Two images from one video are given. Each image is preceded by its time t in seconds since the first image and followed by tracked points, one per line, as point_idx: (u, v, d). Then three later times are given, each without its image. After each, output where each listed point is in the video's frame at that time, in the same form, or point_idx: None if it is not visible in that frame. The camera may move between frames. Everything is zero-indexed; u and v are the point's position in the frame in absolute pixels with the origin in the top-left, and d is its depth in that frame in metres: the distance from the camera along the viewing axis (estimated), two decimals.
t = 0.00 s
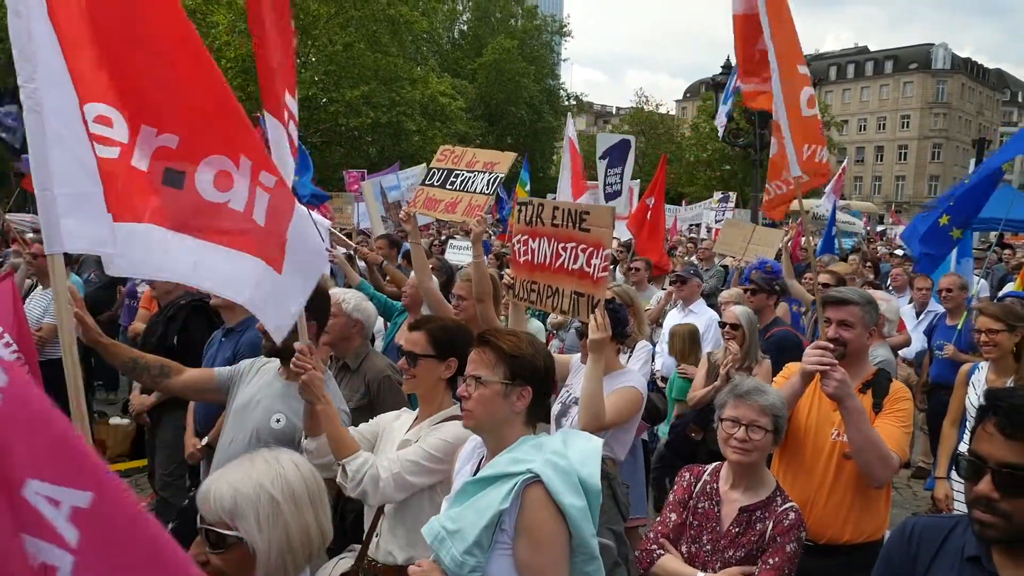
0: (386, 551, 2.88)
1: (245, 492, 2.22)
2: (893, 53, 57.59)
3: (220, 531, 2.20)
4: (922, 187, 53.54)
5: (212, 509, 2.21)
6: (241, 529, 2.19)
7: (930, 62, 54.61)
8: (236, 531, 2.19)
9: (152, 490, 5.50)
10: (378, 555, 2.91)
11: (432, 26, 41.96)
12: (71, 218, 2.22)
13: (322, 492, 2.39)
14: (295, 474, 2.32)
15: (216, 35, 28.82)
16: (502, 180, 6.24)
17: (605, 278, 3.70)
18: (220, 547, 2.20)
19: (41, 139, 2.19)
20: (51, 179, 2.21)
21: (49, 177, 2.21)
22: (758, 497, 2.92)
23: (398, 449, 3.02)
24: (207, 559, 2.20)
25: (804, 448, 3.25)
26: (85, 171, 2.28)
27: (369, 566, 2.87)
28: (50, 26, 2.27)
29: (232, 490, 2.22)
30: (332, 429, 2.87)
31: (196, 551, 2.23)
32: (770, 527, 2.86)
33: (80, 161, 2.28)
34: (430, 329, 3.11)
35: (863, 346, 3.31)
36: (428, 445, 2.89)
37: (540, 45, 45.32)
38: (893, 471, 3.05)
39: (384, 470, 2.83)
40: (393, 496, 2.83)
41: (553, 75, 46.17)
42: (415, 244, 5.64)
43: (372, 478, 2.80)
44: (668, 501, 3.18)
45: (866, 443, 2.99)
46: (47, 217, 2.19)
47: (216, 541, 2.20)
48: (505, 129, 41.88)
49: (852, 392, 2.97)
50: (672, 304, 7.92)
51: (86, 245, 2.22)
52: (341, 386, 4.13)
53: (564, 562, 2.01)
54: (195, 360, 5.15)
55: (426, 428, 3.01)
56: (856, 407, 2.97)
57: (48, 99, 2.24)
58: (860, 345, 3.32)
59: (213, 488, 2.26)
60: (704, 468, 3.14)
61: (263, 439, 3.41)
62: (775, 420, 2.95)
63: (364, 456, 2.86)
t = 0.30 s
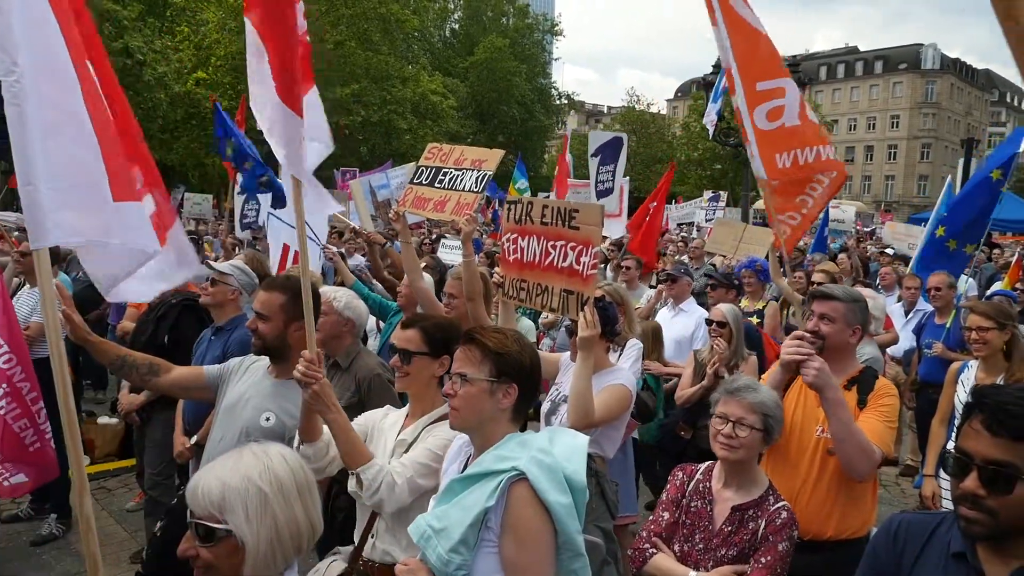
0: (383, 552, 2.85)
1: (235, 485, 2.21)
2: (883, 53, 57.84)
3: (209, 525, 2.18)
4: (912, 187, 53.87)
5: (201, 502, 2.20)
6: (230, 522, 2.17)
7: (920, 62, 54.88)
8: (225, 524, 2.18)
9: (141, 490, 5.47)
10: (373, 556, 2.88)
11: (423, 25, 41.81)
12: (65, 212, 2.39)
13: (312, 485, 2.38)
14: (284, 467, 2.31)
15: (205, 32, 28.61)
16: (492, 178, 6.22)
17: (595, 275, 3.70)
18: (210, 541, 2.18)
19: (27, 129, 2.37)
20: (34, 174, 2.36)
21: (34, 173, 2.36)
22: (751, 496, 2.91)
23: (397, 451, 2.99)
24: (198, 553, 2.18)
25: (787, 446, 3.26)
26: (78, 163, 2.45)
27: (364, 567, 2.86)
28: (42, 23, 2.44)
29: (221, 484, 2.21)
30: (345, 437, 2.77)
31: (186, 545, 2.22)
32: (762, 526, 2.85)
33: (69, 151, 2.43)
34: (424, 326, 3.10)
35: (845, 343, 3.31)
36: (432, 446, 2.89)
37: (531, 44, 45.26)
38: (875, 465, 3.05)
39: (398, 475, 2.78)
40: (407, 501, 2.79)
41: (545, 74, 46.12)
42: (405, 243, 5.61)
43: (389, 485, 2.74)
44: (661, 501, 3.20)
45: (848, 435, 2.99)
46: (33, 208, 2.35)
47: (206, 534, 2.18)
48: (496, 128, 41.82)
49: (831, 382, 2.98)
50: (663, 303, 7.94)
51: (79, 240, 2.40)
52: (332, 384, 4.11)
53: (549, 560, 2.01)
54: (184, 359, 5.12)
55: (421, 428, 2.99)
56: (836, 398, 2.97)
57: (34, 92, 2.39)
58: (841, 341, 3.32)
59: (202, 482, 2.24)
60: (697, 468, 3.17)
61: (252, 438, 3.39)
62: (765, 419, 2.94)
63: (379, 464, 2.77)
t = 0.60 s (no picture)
0: (376, 549, 2.86)
1: (228, 484, 2.21)
2: (874, 50, 58.06)
3: (202, 524, 2.18)
4: (902, 184, 54.16)
5: (195, 501, 2.20)
6: (223, 521, 2.17)
7: (910, 59, 55.13)
8: (218, 523, 2.18)
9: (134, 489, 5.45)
10: (367, 554, 2.88)
11: (415, 22, 41.76)
12: (77, 202, 2.34)
13: (308, 481, 2.38)
14: (277, 464, 2.31)
15: (196, 29, 28.50)
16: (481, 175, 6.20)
17: (587, 272, 3.72)
18: (204, 539, 2.18)
19: (43, 123, 2.28)
20: (47, 165, 2.29)
21: (47, 164, 2.29)
22: (746, 495, 2.92)
23: (388, 448, 2.99)
24: (193, 551, 2.19)
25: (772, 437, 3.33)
26: (89, 155, 2.39)
27: (357, 565, 2.87)
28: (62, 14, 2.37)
29: (214, 483, 2.21)
30: (338, 440, 2.77)
31: (183, 543, 2.22)
32: (758, 526, 2.86)
33: (84, 141, 2.38)
34: (417, 323, 3.11)
35: (830, 337, 3.36)
36: (423, 443, 2.89)
37: (523, 41, 45.25)
38: (849, 453, 3.05)
39: (391, 475, 2.78)
40: (399, 501, 2.79)
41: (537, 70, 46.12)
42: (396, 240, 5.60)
43: (381, 485, 2.74)
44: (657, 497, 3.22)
45: (820, 422, 3.01)
46: (46, 202, 2.27)
47: (200, 533, 2.18)
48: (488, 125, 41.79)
49: (801, 369, 3.06)
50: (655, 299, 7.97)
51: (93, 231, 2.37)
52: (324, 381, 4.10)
53: (541, 556, 2.01)
54: (176, 357, 5.10)
55: (414, 424, 2.99)
56: (808, 383, 3.02)
57: (50, 83, 2.31)
58: (825, 335, 3.37)
59: (196, 480, 2.25)
60: (694, 465, 3.18)
61: (244, 435, 3.38)
62: (761, 420, 2.93)
63: (372, 464, 2.78)
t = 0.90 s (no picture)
0: (365, 546, 2.86)
1: (212, 484, 2.21)
2: (868, 51, 58.21)
3: (190, 523, 2.20)
4: (896, 184, 54.32)
5: (185, 500, 2.22)
6: (206, 522, 2.17)
7: (904, 60, 55.30)
8: (202, 523, 2.18)
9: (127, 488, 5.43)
10: (356, 551, 2.89)
11: (410, 20, 41.72)
12: (99, 199, 2.35)
13: (303, 488, 2.34)
14: (265, 468, 2.28)
15: (190, 27, 28.37)
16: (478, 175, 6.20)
17: (579, 271, 3.72)
18: (192, 538, 2.20)
19: (66, 124, 2.31)
20: (69, 164, 2.31)
21: (70, 162, 2.31)
22: (744, 497, 2.92)
23: (378, 445, 2.99)
24: (186, 548, 2.22)
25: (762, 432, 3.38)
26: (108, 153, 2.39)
27: (347, 562, 2.87)
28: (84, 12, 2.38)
29: (200, 483, 2.22)
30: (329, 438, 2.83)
31: (178, 540, 2.26)
32: (753, 528, 2.86)
33: (110, 143, 2.40)
34: (411, 320, 3.11)
35: (818, 336, 3.39)
36: (411, 443, 2.86)
37: (518, 41, 45.27)
38: (828, 448, 3.08)
39: (375, 472, 2.76)
40: (381, 499, 2.78)
41: (532, 70, 46.13)
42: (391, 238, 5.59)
43: (364, 483, 2.74)
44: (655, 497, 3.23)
45: (798, 417, 3.06)
46: (66, 200, 2.28)
47: (189, 533, 2.21)
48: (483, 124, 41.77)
49: (782, 363, 3.12)
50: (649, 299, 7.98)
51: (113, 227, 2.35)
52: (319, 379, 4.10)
53: (535, 554, 2.02)
54: (170, 356, 5.07)
55: (406, 422, 2.99)
56: (786, 377, 3.09)
57: (74, 83, 2.34)
58: (814, 334, 3.40)
59: (188, 480, 2.27)
60: (691, 465, 3.18)
61: (237, 433, 3.37)
62: (756, 422, 2.92)
63: (359, 460, 2.78)
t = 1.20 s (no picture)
0: (362, 539, 2.87)
1: (197, 480, 2.16)
2: (867, 48, 58.18)
3: (182, 514, 2.20)
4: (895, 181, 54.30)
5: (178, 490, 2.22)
6: (190, 515, 2.15)
7: (903, 57, 55.26)
8: (188, 516, 2.16)
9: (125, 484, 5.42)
10: (353, 544, 2.90)
11: (409, 17, 41.67)
12: (103, 195, 2.36)
13: (293, 490, 2.23)
14: (247, 470, 2.17)
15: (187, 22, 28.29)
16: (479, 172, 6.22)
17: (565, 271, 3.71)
18: (185, 529, 2.20)
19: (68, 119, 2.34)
20: (70, 160, 2.33)
21: (75, 159, 2.33)
22: (741, 492, 2.91)
23: (373, 438, 3.00)
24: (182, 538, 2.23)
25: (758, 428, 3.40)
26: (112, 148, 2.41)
27: (345, 555, 2.88)
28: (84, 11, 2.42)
29: (189, 476, 2.20)
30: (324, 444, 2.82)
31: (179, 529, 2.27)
32: (751, 523, 2.85)
33: (117, 135, 2.42)
34: (410, 315, 3.11)
35: (812, 331, 3.42)
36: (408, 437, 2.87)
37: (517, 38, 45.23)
38: (818, 440, 3.10)
39: (370, 474, 2.75)
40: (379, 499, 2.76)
41: (531, 67, 46.08)
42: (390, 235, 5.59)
43: (360, 485, 2.71)
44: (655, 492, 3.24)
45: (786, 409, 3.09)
46: (69, 196, 2.31)
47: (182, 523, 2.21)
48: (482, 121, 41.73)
49: (769, 356, 3.17)
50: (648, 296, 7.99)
51: (117, 222, 2.34)
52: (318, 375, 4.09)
53: (534, 548, 2.02)
54: (169, 352, 5.06)
55: (401, 416, 3.00)
56: (774, 369, 3.14)
57: (77, 82, 2.39)
58: (808, 329, 3.43)
59: (185, 471, 2.27)
60: (691, 460, 3.19)
61: (240, 426, 3.39)
62: (741, 413, 2.89)
63: (353, 462, 2.76)
